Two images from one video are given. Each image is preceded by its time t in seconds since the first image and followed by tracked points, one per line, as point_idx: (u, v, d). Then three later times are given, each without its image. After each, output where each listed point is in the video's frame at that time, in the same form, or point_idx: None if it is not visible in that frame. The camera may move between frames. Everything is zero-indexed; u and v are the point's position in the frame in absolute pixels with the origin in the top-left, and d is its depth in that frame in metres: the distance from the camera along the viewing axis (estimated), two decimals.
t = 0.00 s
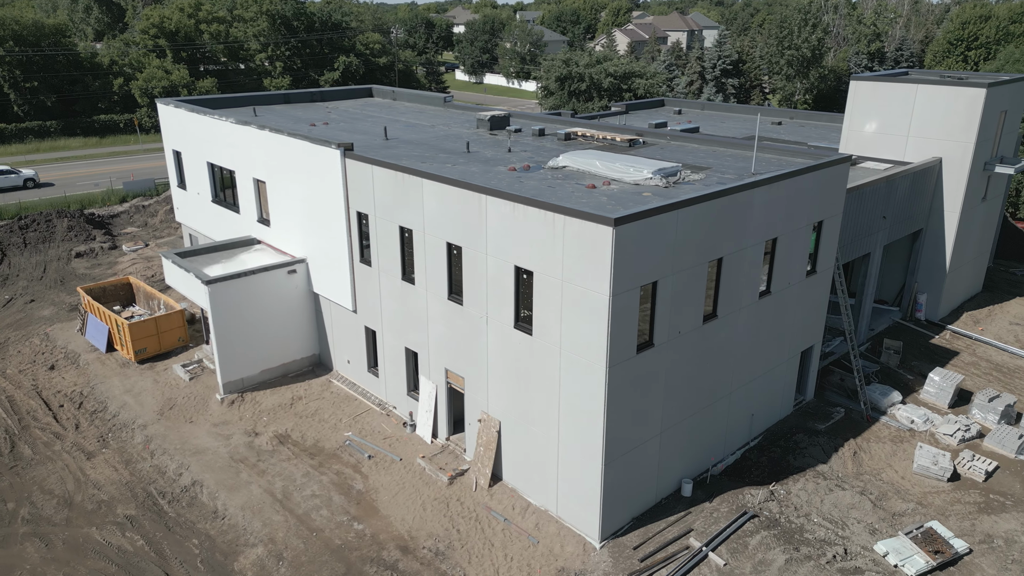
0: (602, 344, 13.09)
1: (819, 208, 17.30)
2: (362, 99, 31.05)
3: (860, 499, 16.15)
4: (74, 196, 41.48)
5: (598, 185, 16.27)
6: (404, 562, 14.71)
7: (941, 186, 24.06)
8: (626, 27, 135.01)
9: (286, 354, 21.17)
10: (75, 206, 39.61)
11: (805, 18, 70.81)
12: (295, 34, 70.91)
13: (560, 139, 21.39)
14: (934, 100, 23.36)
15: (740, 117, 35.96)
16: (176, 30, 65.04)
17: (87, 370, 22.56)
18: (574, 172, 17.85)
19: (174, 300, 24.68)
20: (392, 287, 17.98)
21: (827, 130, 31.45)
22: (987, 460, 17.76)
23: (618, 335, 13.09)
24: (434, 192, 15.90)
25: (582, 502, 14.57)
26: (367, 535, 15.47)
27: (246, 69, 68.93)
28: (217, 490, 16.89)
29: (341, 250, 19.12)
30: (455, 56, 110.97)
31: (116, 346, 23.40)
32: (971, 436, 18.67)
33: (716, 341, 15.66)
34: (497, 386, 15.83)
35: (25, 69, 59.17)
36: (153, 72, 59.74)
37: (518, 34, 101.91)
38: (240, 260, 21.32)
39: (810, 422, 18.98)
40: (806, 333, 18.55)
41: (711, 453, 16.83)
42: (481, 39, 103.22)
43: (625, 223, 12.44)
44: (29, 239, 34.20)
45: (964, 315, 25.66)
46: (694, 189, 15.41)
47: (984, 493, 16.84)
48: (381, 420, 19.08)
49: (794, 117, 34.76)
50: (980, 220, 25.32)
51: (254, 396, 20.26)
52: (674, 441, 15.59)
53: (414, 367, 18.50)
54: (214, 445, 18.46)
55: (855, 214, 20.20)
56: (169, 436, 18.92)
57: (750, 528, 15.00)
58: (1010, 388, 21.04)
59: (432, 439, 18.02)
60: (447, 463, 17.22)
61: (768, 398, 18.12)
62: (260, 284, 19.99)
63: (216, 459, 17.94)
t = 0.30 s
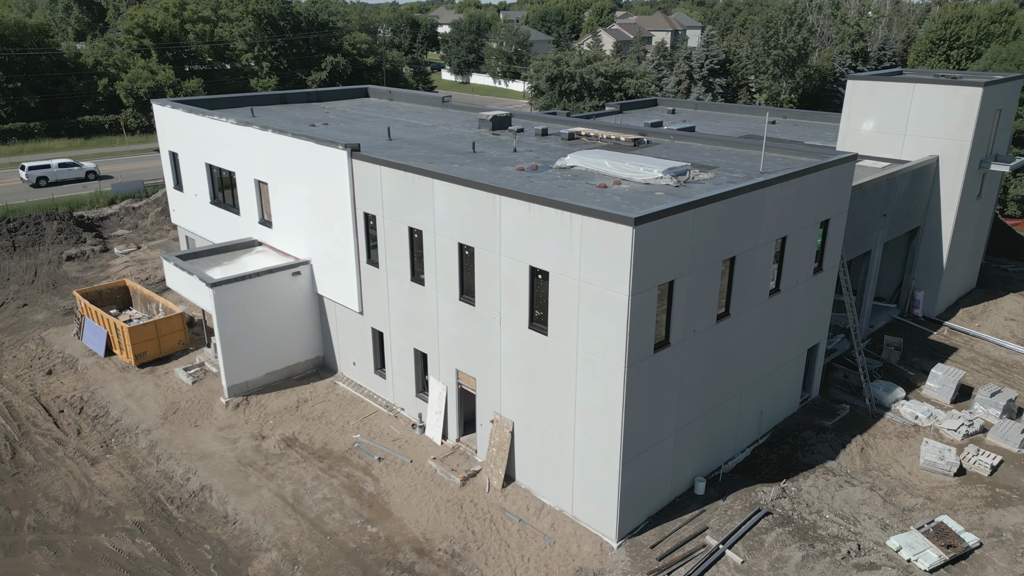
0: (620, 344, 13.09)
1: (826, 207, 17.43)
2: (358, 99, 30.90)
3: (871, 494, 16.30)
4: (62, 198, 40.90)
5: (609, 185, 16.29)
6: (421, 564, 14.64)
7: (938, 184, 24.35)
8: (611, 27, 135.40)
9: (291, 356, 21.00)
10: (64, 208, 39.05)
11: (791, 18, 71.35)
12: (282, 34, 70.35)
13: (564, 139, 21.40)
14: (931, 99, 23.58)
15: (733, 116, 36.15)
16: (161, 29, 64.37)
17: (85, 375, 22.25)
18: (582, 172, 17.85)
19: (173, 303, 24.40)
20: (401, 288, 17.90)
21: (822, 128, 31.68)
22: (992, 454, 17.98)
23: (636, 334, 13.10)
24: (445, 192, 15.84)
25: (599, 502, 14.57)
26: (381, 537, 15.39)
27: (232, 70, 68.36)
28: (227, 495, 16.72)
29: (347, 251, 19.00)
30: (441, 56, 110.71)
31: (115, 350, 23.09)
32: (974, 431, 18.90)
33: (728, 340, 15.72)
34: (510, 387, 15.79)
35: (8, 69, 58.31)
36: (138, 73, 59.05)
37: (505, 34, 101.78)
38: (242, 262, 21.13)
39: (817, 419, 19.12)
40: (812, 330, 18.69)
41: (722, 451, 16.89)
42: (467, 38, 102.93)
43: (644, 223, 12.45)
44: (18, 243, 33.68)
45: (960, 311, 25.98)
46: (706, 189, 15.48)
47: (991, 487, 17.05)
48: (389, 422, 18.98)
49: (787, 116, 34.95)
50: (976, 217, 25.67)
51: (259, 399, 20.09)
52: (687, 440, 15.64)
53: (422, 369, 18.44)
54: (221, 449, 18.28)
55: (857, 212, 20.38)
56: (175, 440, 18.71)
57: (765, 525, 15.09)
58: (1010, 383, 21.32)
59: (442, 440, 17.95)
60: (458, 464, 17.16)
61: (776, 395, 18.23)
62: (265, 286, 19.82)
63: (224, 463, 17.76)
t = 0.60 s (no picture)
0: (639, 343, 13.11)
1: (833, 206, 17.58)
2: (354, 99, 30.74)
3: (881, 490, 16.45)
4: (50, 201, 40.35)
5: (620, 185, 16.32)
6: (438, 566, 14.59)
7: (935, 182, 24.67)
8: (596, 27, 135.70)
9: (296, 359, 20.86)
10: (52, 211, 38.52)
11: (777, 18, 71.80)
12: (269, 34, 69.84)
13: (568, 139, 21.40)
14: (928, 98, 23.82)
15: (727, 114, 36.30)
16: (147, 29, 63.72)
17: (85, 379, 21.96)
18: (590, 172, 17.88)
19: (172, 306, 24.13)
20: (410, 289, 17.82)
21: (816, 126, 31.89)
22: (996, 448, 18.20)
23: (655, 334, 13.13)
24: (457, 193, 15.79)
25: (615, 501, 14.58)
26: (396, 540, 15.31)
27: (218, 70, 67.80)
28: (237, 499, 16.57)
29: (354, 253, 18.89)
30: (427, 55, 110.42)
31: (115, 354, 22.81)
32: (978, 426, 19.13)
33: (741, 338, 15.80)
34: (524, 387, 15.77)
35: None
36: (122, 74, 58.92)
37: (491, 34, 101.67)
38: (245, 264, 20.95)
39: (823, 416, 19.27)
40: (818, 328, 18.83)
41: (733, 449, 16.96)
42: (453, 38, 102.63)
43: (664, 222, 12.48)
44: (7, 246, 33.18)
45: (956, 308, 26.31)
46: (717, 188, 15.56)
47: (997, 481, 17.26)
48: (398, 424, 18.90)
49: (781, 115, 35.07)
50: (971, 214, 26.04)
51: (265, 402, 19.93)
52: (701, 439, 15.70)
53: (432, 370, 18.38)
54: (229, 453, 18.11)
55: (859, 210, 20.57)
56: (181, 445, 18.51)
57: (779, 522, 15.18)
58: (1009, 377, 21.60)
59: (453, 441, 17.90)
60: (470, 465, 17.12)
61: (784, 393, 18.34)
62: (270, 288, 19.66)
63: (232, 467, 17.60)
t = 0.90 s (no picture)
0: (657, 343, 13.13)
1: (839, 204, 17.73)
2: (350, 99, 30.57)
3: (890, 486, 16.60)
4: (38, 203, 39.77)
5: (631, 184, 16.36)
6: (454, 568, 14.54)
7: (932, 180, 24.96)
8: (581, 27, 135.90)
9: (301, 361, 20.72)
10: (40, 213, 37.96)
11: (764, 18, 72.26)
12: (254, 34, 69.67)
13: (571, 139, 21.41)
14: (925, 97, 24.07)
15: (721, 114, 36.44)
16: (132, 29, 63.03)
17: (85, 384, 21.67)
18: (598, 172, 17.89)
19: (171, 309, 23.86)
20: (419, 290, 17.76)
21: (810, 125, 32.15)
22: (1000, 443, 18.44)
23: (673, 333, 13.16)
24: (469, 193, 15.75)
25: (631, 500, 14.60)
26: (411, 542, 15.25)
27: (204, 70, 67.15)
28: (248, 504, 16.43)
29: (361, 254, 18.78)
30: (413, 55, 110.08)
31: (114, 358, 22.53)
32: (980, 421, 19.36)
33: (752, 336, 15.88)
34: (537, 387, 15.74)
35: None
36: (107, 74, 58.21)
37: (478, 34, 101.52)
38: (248, 266, 20.77)
39: (829, 413, 19.42)
40: (823, 326, 18.97)
41: (743, 447, 17.03)
42: (439, 39, 102.46)
43: (683, 222, 12.51)
44: None
45: (952, 304, 26.62)
46: (729, 187, 15.64)
47: (1002, 475, 17.47)
48: (406, 425, 18.83)
49: (774, 114, 35.24)
50: (966, 211, 26.36)
51: (271, 405, 19.78)
52: (714, 437, 15.75)
53: (440, 371, 18.33)
54: (236, 457, 17.95)
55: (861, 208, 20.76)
56: (187, 449, 18.32)
57: (793, 519, 15.28)
58: (1008, 373, 21.88)
59: (463, 442, 17.86)
60: (482, 466, 17.09)
61: (791, 390, 18.45)
62: (275, 290, 19.52)
63: (241, 471, 17.45)
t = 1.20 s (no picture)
0: (675, 342, 13.15)
1: (844, 203, 17.90)
2: (346, 100, 30.40)
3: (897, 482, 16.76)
4: (25, 206, 39.19)
5: (640, 184, 16.39)
6: (471, 569, 14.49)
7: (928, 178, 25.25)
8: (566, 27, 136.21)
9: (305, 364, 20.58)
10: (28, 216, 37.41)
11: (750, 18, 72.77)
12: (241, 33, 69.14)
13: (575, 139, 21.44)
14: (921, 96, 24.34)
15: (714, 113, 36.56)
16: (116, 30, 62.38)
17: (84, 389, 21.39)
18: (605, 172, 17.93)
19: (170, 312, 23.59)
20: (428, 291, 17.70)
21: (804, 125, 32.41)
22: (1002, 437, 18.66)
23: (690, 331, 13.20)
24: (480, 194, 15.71)
25: (646, 499, 14.63)
26: (425, 544, 15.19)
27: (190, 70, 66.53)
28: (258, 508, 16.28)
29: (368, 255, 18.68)
30: (398, 55, 109.73)
31: (113, 363, 22.25)
32: (981, 416, 19.58)
33: (762, 334, 15.98)
34: (549, 388, 15.73)
35: None
36: (93, 74, 57.92)
37: (464, 34, 101.48)
38: (251, 268, 20.61)
39: (834, 410, 19.59)
40: (828, 323, 19.14)
41: (752, 444, 17.12)
42: (425, 39, 102.30)
43: (700, 221, 12.56)
44: None
45: (947, 301, 26.95)
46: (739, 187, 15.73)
47: (1005, 469, 17.69)
48: (414, 427, 18.76)
49: (767, 113, 35.37)
50: (961, 209, 26.70)
51: (276, 408, 19.63)
52: (726, 435, 15.83)
53: (449, 372, 18.27)
54: (244, 461, 17.78)
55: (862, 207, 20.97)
56: (193, 454, 18.13)
57: (805, 515, 15.39)
58: (1005, 368, 22.16)
59: (472, 443, 17.82)
60: (493, 467, 17.06)
61: (798, 387, 18.57)
62: (280, 292, 19.38)
63: (249, 475, 17.29)
